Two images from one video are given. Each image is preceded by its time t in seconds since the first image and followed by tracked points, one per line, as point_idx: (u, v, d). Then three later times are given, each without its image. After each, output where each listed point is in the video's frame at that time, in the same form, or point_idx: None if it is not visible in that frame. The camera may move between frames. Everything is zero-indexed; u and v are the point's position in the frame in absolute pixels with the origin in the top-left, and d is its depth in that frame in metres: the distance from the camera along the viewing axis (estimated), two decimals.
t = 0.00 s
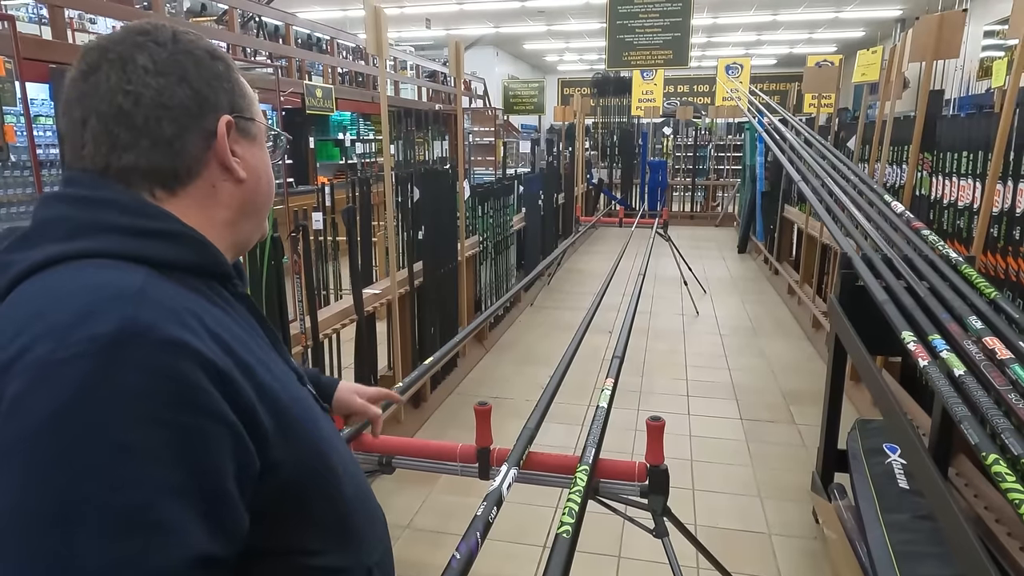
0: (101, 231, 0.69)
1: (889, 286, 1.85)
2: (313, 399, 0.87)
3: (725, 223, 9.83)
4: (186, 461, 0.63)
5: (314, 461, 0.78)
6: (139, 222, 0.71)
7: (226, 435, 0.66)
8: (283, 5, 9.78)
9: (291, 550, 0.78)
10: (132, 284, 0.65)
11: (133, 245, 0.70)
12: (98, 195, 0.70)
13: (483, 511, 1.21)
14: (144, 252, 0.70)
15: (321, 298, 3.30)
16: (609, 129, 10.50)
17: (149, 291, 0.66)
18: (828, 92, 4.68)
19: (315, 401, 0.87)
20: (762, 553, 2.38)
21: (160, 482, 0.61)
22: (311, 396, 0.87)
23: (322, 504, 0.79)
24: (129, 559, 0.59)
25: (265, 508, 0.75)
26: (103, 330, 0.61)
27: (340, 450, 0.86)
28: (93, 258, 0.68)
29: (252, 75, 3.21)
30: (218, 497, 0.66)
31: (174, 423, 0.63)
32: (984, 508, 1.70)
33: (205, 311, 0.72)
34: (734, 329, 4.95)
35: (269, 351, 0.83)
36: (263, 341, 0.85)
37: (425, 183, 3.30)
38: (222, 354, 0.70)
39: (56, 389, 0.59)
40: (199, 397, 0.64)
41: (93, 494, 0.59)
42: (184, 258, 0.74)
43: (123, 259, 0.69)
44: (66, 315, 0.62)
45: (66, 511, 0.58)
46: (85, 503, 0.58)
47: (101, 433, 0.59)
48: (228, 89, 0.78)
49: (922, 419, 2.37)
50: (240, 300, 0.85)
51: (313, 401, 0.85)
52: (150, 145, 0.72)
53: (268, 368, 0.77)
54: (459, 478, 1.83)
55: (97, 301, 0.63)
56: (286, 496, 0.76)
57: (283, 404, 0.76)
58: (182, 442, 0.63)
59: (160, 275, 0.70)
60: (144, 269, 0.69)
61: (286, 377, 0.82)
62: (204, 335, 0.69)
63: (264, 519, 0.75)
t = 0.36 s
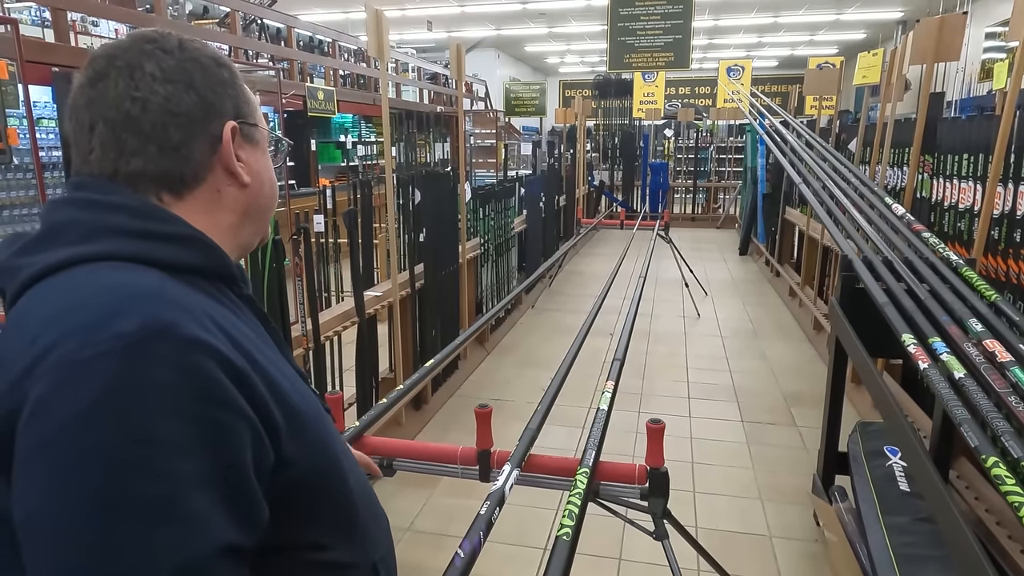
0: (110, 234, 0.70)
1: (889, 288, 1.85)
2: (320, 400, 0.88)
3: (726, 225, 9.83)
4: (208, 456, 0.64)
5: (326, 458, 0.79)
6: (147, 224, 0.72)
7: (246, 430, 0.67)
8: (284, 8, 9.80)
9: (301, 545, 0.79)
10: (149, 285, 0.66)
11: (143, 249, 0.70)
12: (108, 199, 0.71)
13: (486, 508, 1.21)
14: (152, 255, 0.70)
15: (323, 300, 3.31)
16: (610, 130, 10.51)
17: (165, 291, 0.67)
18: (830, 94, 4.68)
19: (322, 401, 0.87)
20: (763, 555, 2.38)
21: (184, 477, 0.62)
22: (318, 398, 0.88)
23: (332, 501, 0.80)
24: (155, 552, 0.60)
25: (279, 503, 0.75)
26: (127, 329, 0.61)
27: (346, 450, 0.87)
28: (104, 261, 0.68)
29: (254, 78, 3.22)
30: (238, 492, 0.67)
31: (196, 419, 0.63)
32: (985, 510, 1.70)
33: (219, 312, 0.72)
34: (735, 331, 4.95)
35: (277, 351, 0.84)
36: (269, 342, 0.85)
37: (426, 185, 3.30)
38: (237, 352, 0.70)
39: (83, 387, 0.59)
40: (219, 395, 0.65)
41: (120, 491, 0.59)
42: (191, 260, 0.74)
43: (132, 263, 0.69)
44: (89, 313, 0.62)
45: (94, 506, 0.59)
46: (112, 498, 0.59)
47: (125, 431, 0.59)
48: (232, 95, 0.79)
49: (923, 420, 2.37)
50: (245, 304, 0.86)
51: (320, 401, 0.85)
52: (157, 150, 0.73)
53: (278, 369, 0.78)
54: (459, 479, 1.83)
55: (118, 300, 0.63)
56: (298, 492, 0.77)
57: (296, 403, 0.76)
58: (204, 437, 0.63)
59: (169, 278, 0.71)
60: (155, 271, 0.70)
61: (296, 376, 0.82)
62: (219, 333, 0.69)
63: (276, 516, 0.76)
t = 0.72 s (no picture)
0: (107, 236, 0.70)
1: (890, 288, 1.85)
2: (315, 403, 0.88)
3: (728, 225, 9.83)
4: (195, 461, 0.64)
5: (319, 462, 0.79)
6: (145, 226, 0.72)
7: (234, 437, 0.68)
8: (287, 9, 9.82)
9: (295, 547, 0.80)
10: (141, 290, 0.67)
11: (142, 251, 0.71)
12: (106, 201, 0.71)
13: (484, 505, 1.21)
14: (150, 257, 0.71)
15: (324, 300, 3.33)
16: (612, 130, 10.51)
17: (156, 295, 0.67)
18: (832, 94, 4.67)
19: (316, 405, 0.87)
20: (763, 555, 2.38)
21: (170, 482, 0.62)
22: (313, 400, 0.88)
23: (325, 504, 0.81)
24: (140, 557, 0.60)
25: (270, 507, 0.76)
26: (115, 335, 0.62)
27: (341, 453, 0.87)
28: (100, 263, 0.69)
29: (256, 78, 3.23)
30: (225, 496, 0.67)
31: (182, 424, 0.64)
32: (985, 510, 1.70)
33: (212, 316, 0.73)
34: (737, 331, 4.95)
35: (273, 354, 0.84)
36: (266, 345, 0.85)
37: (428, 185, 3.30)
38: (227, 357, 0.71)
39: (69, 393, 0.60)
40: (207, 400, 0.65)
41: (103, 495, 0.60)
42: (188, 262, 0.75)
43: (129, 265, 0.70)
44: (78, 318, 0.62)
45: (78, 511, 0.59)
46: (95, 503, 0.59)
47: (111, 436, 0.60)
48: (229, 95, 0.79)
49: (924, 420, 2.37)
50: (243, 304, 0.86)
51: (314, 404, 0.85)
52: (153, 152, 0.73)
53: (271, 372, 0.78)
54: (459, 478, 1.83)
55: (109, 305, 0.64)
56: (289, 497, 0.77)
57: (287, 407, 0.76)
58: (190, 443, 0.64)
59: (165, 280, 0.71)
60: (150, 274, 0.70)
61: (290, 380, 0.82)
62: (210, 339, 0.70)
63: (267, 519, 0.76)
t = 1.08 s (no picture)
0: (106, 235, 0.71)
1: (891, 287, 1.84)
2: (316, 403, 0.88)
3: (729, 225, 9.82)
4: (180, 470, 0.64)
5: (313, 467, 0.79)
6: (143, 226, 0.72)
7: (222, 445, 0.67)
8: (289, 9, 9.83)
9: (294, 553, 0.80)
10: (135, 292, 0.67)
11: (141, 251, 0.71)
12: (104, 201, 0.72)
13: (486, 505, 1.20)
14: (149, 256, 0.71)
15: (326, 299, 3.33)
16: (613, 131, 10.51)
17: (151, 297, 0.67)
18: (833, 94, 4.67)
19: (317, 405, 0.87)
20: (765, 555, 2.38)
21: (156, 491, 0.62)
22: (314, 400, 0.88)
23: (320, 509, 0.80)
24: (126, 564, 0.61)
25: (263, 512, 0.76)
26: (104, 337, 0.62)
27: (341, 455, 0.87)
28: (99, 263, 0.69)
29: (257, 78, 3.23)
30: (214, 504, 0.67)
31: (171, 433, 0.64)
32: (987, 510, 1.70)
33: (208, 318, 0.73)
34: (738, 331, 4.95)
35: (273, 355, 0.84)
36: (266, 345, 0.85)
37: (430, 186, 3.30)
38: (220, 361, 0.70)
39: (56, 399, 0.60)
40: (196, 408, 0.65)
41: (88, 502, 0.60)
42: (187, 261, 0.75)
43: (129, 264, 0.70)
44: (72, 320, 0.63)
45: (65, 516, 0.59)
46: (80, 509, 0.60)
47: (95, 443, 0.60)
48: (222, 88, 0.79)
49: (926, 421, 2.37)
50: (245, 300, 0.86)
51: (315, 405, 0.85)
52: (147, 149, 0.74)
53: (268, 375, 0.78)
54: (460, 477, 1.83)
55: (104, 308, 0.64)
56: (284, 500, 0.77)
57: (282, 410, 0.76)
58: (178, 453, 0.64)
59: (164, 279, 0.72)
60: (149, 274, 0.70)
61: (289, 381, 0.82)
62: (203, 343, 0.70)
63: (261, 523, 0.76)
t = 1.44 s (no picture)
0: (111, 236, 0.71)
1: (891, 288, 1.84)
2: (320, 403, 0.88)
3: (730, 226, 9.81)
4: (194, 469, 0.64)
5: (321, 466, 0.79)
6: (149, 227, 0.73)
7: (234, 444, 0.68)
8: (290, 10, 9.85)
9: (303, 552, 0.80)
10: (145, 293, 0.67)
11: (147, 251, 0.72)
12: (111, 201, 0.72)
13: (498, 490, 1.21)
14: (155, 257, 0.72)
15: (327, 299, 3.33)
16: (614, 131, 10.51)
17: (162, 298, 0.67)
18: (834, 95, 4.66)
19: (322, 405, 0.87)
20: (765, 556, 2.38)
21: (171, 489, 0.63)
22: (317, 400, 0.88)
23: (328, 508, 0.81)
24: (136, 568, 0.61)
25: (273, 511, 0.76)
26: (116, 338, 0.62)
27: (346, 455, 0.87)
28: (106, 264, 0.69)
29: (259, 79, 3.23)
30: (226, 502, 0.67)
31: (185, 433, 0.64)
32: (987, 510, 1.70)
33: (217, 318, 0.73)
34: (739, 332, 4.95)
35: (278, 356, 0.84)
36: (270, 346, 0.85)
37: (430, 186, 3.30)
38: (230, 360, 0.71)
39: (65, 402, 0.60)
40: (209, 407, 0.66)
41: (104, 501, 0.60)
42: (194, 263, 0.75)
43: (135, 266, 0.70)
44: (84, 318, 0.63)
45: (81, 515, 0.60)
46: (91, 512, 0.60)
47: (109, 443, 0.60)
48: (229, 90, 0.79)
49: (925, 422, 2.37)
50: (251, 302, 0.86)
51: (319, 405, 0.85)
52: (153, 150, 0.74)
53: (276, 375, 0.78)
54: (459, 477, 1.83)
55: (116, 309, 0.64)
56: (295, 499, 0.78)
57: (291, 410, 0.77)
58: (187, 457, 0.64)
59: (171, 280, 0.72)
60: (158, 275, 0.71)
61: (294, 381, 0.82)
62: (214, 343, 0.70)
63: (270, 523, 0.77)
